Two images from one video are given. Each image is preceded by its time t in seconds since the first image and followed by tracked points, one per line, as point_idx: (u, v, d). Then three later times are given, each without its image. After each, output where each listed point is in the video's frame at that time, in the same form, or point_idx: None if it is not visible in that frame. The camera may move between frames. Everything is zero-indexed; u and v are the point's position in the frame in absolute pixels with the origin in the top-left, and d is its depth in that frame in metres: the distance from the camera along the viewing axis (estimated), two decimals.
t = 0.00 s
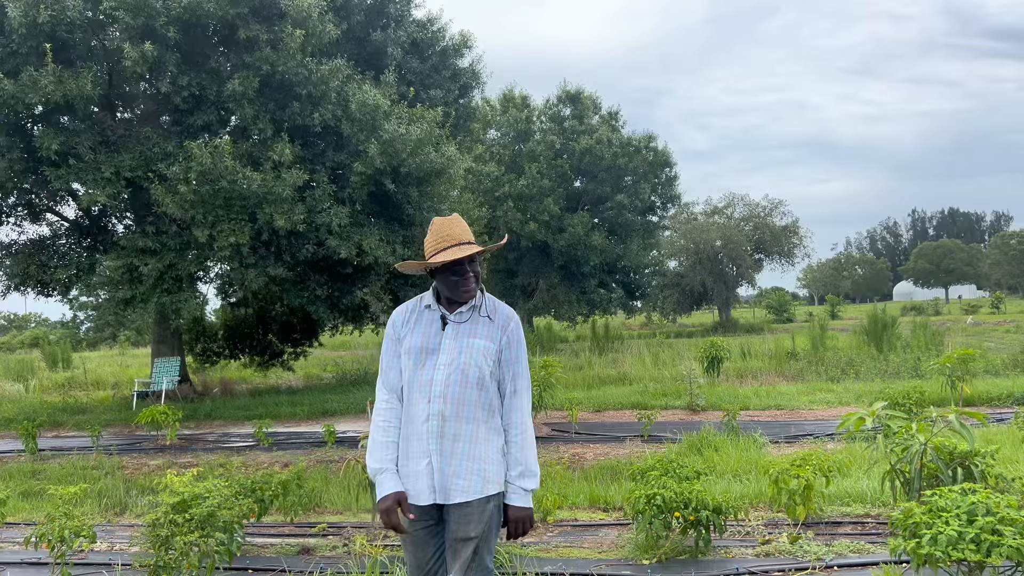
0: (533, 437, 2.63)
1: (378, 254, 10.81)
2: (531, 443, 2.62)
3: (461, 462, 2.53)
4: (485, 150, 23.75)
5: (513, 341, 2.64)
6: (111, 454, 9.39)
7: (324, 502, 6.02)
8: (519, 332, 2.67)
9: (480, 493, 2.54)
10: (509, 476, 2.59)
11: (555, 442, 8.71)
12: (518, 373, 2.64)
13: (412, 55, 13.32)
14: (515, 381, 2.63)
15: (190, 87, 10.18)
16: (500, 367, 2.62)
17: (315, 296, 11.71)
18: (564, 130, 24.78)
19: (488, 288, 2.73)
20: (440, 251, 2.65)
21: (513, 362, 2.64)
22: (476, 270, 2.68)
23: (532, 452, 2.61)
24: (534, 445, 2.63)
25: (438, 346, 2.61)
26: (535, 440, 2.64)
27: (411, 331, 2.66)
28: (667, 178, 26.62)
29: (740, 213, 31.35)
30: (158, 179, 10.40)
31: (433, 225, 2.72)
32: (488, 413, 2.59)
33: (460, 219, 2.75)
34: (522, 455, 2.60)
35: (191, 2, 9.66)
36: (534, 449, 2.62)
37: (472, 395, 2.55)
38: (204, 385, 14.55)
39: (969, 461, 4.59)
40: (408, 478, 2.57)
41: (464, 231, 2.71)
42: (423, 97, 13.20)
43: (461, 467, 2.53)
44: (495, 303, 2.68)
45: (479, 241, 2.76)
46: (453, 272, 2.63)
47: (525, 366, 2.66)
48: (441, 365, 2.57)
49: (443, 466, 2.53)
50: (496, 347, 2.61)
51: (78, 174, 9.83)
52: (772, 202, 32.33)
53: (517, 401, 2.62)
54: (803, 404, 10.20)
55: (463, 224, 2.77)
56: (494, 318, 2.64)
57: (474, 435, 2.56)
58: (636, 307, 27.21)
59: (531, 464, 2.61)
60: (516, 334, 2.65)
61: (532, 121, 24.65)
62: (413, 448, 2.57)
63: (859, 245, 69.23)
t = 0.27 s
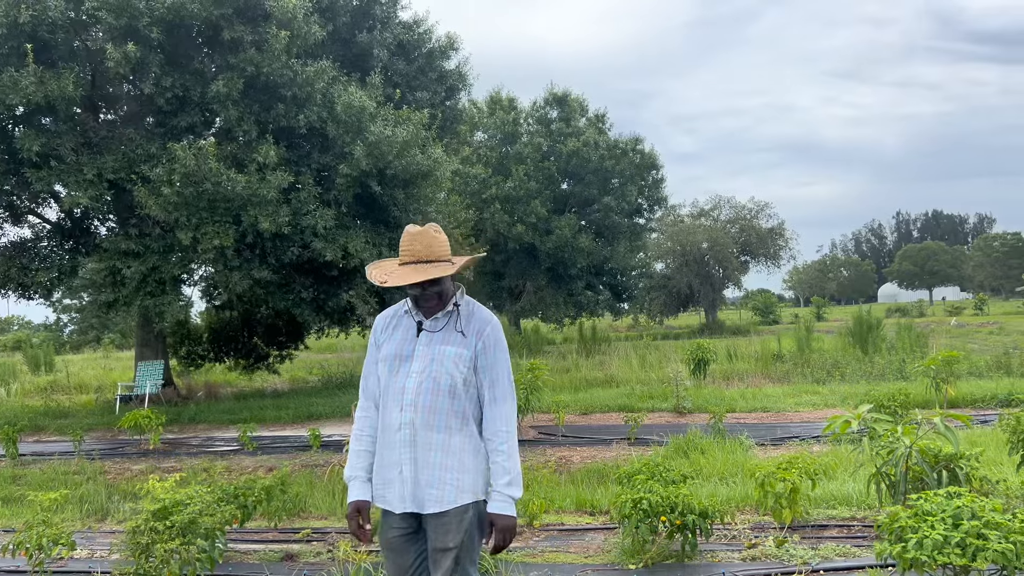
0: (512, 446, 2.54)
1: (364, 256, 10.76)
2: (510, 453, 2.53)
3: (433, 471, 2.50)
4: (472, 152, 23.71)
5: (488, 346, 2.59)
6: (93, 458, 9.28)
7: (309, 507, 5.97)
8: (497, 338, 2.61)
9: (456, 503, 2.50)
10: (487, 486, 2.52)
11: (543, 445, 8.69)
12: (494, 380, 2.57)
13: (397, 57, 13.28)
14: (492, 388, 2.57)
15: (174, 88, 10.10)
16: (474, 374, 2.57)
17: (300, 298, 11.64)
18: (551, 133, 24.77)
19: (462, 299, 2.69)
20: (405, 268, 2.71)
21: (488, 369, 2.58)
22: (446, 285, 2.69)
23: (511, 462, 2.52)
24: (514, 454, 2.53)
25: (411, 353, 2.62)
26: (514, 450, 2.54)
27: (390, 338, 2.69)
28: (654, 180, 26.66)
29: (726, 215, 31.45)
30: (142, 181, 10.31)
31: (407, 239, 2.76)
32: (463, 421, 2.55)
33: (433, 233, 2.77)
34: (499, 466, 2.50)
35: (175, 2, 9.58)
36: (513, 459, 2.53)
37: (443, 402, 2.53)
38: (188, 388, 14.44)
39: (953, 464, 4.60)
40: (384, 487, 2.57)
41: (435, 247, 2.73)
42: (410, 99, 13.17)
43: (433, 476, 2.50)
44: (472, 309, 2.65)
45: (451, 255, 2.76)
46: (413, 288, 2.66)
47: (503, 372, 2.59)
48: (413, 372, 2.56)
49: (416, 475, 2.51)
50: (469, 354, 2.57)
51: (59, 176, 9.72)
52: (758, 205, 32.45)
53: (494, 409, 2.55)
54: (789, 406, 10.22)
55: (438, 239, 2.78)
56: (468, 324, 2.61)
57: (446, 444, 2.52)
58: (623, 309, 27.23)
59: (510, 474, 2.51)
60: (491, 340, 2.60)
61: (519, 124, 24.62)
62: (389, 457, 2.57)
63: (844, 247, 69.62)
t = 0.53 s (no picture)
0: (483, 453, 2.44)
1: (356, 258, 10.73)
2: (479, 460, 2.43)
3: (405, 476, 2.48)
4: (465, 154, 23.67)
5: (460, 349, 2.50)
6: (83, 461, 9.21)
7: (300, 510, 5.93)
8: (472, 340, 2.51)
9: (425, 508, 2.46)
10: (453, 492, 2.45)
11: (535, 447, 8.67)
12: (466, 384, 2.48)
13: (390, 59, 13.25)
14: (464, 392, 2.48)
15: (165, 89, 10.05)
16: (447, 377, 2.51)
17: (292, 300, 11.59)
18: (544, 134, 24.75)
19: (439, 300, 2.61)
20: (376, 272, 2.64)
21: (461, 372, 2.50)
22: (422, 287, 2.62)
23: (478, 470, 2.43)
24: (480, 461, 2.43)
25: (389, 356, 2.62)
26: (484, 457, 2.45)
27: (375, 341, 2.71)
28: (647, 182, 26.67)
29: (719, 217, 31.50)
30: (133, 182, 10.25)
31: (376, 244, 2.67)
32: (436, 426, 2.50)
33: (402, 234, 2.67)
34: (465, 472, 2.42)
35: (166, 3, 9.53)
36: (482, 466, 2.44)
37: (415, 407, 2.49)
38: (179, 391, 14.36)
39: (946, 466, 4.60)
40: (364, 490, 2.58)
41: (404, 250, 2.64)
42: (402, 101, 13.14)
43: (405, 481, 2.47)
44: (451, 311, 2.58)
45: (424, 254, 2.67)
46: (386, 293, 2.61)
47: (475, 376, 2.49)
48: (389, 376, 2.55)
49: (389, 479, 2.50)
50: (442, 357, 2.52)
51: (50, 177, 9.65)
52: (751, 206, 32.50)
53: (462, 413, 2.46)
54: (781, 408, 10.22)
55: (408, 238, 2.68)
56: (444, 326, 2.54)
57: (417, 449, 2.48)
58: (616, 310, 27.23)
59: (477, 481, 2.42)
60: (465, 342, 2.51)
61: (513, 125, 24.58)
62: (367, 461, 2.58)
63: (836, 249, 69.84)
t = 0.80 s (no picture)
0: (443, 456, 2.38)
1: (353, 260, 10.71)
2: (436, 463, 2.36)
3: (376, 477, 2.48)
4: (463, 155, 23.65)
5: (429, 350, 2.48)
6: (79, 464, 9.17)
7: (298, 512, 5.91)
8: (443, 341, 2.48)
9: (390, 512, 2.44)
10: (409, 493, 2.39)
11: (533, 449, 8.65)
12: (432, 386, 2.44)
13: (387, 60, 13.24)
14: (429, 394, 2.44)
15: (162, 90, 10.03)
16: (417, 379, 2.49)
17: (289, 301, 11.56)
18: (542, 136, 24.74)
19: (417, 302, 2.61)
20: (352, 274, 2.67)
21: (429, 373, 2.46)
22: (399, 287, 2.63)
23: (435, 472, 2.36)
24: (435, 463, 2.36)
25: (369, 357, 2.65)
26: (444, 460, 2.38)
27: (360, 342, 2.75)
28: (644, 184, 26.68)
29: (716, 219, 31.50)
30: (129, 183, 10.22)
31: (352, 246, 2.70)
32: (406, 428, 2.49)
33: (378, 233, 2.69)
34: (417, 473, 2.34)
35: (163, 4, 9.50)
36: (439, 469, 2.37)
37: (386, 409, 2.49)
38: (176, 393, 14.32)
39: (943, 468, 4.60)
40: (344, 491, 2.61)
41: (380, 248, 2.66)
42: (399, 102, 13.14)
43: (375, 483, 2.47)
44: (428, 314, 2.56)
45: (402, 252, 2.68)
46: (363, 294, 2.64)
47: (440, 378, 2.44)
48: (365, 377, 2.57)
49: (362, 481, 2.51)
50: (413, 359, 2.50)
51: (46, 178, 9.62)
52: (748, 208, 32.51)
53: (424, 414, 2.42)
54: (779, 410, 10.21)
55: (386, 237, 2.69)
56: (418, 328, 2.53)
57: (388, 451, 2.48)
58: (614, 312, 27.22)
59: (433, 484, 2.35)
60: (435, 344, 2.48)
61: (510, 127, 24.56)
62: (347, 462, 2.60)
63: (833, 250, 69.90)
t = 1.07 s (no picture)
0: (395, 469, 2.33)
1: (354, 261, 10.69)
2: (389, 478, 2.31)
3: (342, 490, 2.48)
4: (464, 157, 23.63)
5: (391, 360, 2.44)
6: (80, 465, 9.16)
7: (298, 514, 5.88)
8: (405, 353, 2.43)
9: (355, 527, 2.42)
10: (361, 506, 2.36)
11: (534, 451, 8.63)
12: (392, 398, 2.40)
13: (389, 61, 13.23)
14: (388, 407, 2.40)
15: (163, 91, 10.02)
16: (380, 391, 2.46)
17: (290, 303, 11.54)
18: (543, 137, 24.71)
19: (387, 307, 2.56)
20: (324, 279, 2.63)
21: (388, 386, 2.42)
22: (368, 293, 2.59)
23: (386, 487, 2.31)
24: (385, 477, 2.31)
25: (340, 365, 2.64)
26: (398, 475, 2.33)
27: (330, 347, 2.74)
28: (646, 185, 26.65)
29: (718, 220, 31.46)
30: (130, 185, 10.21)
31: (320, 248, 2.64)
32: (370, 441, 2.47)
33: (347, 236, 2.62)
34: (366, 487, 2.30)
35: (164, 5, 9.49)
36: (386, 483, 2.31)
37: (350, 422, 2.47)
38: (177, 394, 14.31)
39: (946, 469, 4.57)
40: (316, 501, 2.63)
41: (348, 254, 2.61)
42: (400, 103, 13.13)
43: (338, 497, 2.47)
44: (396, 321, 2.52)
45: (371, 257, 2.63)
46: (333, 300, 2.60)
47: (399, 388, 2.39)
48: (332, 388, 2.56)
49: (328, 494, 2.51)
50: (377, 370, 2.47)
51: (47, 179, 9.61)
52: (750, 209, 32.47)
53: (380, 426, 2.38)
54: (781, 411, 10.18)
55: (356, 240, 2.63)
56: (384, 337, 2.49)
57: (353, 463, 2.47)
58: (615, 313, 27.19)
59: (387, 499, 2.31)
60: (398, 354, 2.44)
61: (511, 128, 24.55)
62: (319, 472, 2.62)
63: (835, 252, 69.81)
